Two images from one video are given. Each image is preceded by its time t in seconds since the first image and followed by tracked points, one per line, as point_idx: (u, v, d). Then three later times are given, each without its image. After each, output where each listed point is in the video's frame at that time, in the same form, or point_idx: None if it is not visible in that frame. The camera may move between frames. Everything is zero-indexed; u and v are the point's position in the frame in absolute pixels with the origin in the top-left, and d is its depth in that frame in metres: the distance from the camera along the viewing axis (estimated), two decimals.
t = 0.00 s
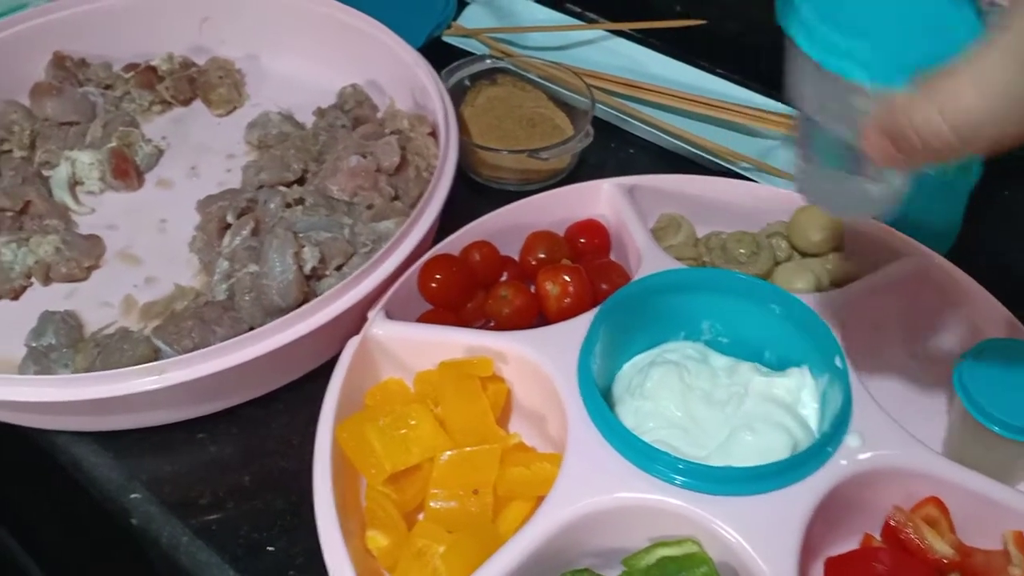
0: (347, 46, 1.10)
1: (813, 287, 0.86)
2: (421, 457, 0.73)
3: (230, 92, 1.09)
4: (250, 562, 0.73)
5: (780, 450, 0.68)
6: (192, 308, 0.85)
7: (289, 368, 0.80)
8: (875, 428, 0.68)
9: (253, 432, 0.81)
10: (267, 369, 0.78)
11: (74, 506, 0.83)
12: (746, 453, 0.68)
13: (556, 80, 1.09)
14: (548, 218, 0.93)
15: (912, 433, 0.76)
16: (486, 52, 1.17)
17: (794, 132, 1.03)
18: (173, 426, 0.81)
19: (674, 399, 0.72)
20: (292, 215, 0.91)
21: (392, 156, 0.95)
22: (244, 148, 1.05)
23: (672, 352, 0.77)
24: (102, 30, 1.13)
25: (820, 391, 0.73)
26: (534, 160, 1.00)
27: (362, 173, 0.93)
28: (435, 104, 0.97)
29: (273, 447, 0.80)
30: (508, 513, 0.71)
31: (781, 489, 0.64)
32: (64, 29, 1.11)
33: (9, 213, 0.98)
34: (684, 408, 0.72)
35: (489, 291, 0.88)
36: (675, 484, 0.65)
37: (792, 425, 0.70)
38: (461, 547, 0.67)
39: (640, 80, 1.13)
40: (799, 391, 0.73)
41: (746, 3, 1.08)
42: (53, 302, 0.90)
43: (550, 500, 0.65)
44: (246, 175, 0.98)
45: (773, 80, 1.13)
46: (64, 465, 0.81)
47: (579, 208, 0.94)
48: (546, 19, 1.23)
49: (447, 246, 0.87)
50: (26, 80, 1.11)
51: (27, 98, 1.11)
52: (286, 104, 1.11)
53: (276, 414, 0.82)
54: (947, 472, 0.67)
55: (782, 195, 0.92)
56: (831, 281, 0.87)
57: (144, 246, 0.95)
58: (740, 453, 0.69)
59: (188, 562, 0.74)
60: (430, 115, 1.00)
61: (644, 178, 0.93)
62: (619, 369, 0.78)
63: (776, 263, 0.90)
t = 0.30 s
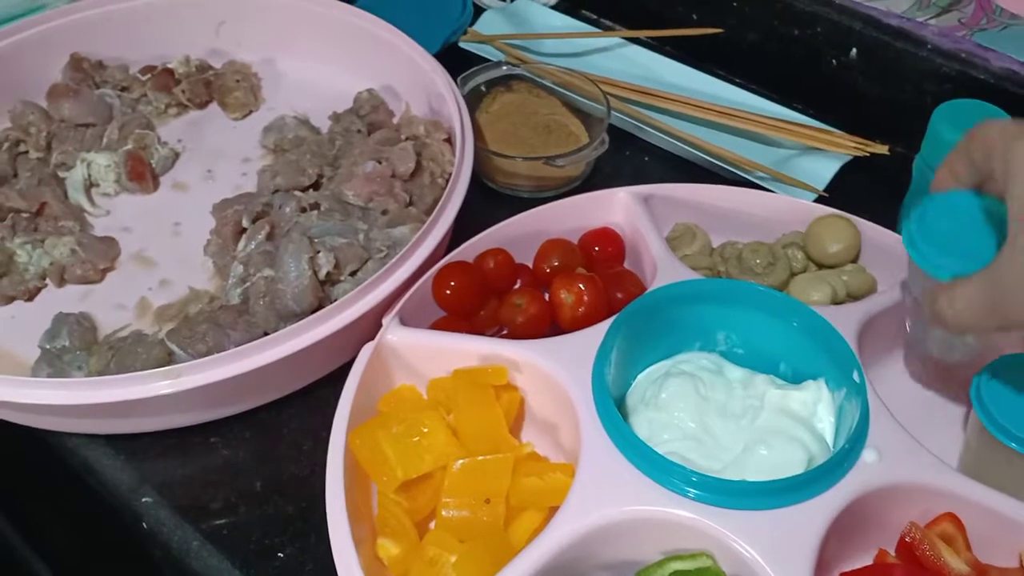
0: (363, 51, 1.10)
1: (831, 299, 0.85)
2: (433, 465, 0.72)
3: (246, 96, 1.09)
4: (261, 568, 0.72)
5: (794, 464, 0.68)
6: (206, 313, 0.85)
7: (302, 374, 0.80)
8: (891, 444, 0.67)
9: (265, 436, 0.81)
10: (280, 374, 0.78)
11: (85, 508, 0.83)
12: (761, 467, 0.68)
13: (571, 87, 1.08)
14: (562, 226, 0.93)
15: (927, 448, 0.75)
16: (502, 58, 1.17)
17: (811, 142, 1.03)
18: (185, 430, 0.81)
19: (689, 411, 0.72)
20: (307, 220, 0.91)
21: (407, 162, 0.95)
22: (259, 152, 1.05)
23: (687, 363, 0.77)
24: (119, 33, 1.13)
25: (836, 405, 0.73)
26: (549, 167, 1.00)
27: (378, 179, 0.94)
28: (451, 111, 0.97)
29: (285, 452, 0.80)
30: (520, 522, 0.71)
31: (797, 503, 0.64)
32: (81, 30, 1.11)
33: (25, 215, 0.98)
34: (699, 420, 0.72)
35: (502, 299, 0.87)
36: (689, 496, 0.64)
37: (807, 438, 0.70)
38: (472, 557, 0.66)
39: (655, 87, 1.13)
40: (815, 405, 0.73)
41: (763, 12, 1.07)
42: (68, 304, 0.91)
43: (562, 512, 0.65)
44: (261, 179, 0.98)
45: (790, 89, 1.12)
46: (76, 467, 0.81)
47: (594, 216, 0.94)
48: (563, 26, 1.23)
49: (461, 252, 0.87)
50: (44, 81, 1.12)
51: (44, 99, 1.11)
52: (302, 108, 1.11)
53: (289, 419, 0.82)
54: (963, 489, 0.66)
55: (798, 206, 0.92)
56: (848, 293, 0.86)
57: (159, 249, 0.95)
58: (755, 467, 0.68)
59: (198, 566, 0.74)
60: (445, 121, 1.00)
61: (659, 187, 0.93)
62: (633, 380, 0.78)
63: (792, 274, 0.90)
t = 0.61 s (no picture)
0: (368, 51, 1.09)
1: (837, 306, 0.84)
2: (433, 470, 0.72)
3: (250, 96, 1.09)
4: (259, 572, 0.72)
5: (798, 474, 0.67)
6: (207, 314, 0.85)
7: (303, 376, 0.80)
8: (896, 454, 0.67)
9: (265, 439, 0.81)
10: (281, 377, 0.78)
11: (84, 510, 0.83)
12: (764, 476, 0.67)
13: (576, 89, 1.08)
14: (567, 230, 0.92)
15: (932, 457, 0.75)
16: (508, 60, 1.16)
17: (818, 147, 1.02)
18: (185, 432, 0.81)
19: (692, 418, 0.71)
20: (309, 222, 0.91)
21: (410, 164, 0.94)
22: (263, 152, 1.05)
23: (690, 370, 0.76)
24: (124, 32, 1.13)
25: (840, 414, 0.72)
26: (553, 171, 0.99)
27: (381, 181, 0.93)
28: (456, 113, 0.96)
29: (286, 455, 0.79)
30: (520, 529, 0.71)
31: (800, 512, 0.63)
32: (86, 29, 1.11)
33: (27, 214, 0.98)
34: (702, 428, 0.71)
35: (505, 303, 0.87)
36: (691, 505, 0.64)
37: (811, 447, 0.69)
38: (472, 563, 0.66)
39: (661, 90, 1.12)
40: (820, 413, 0.72)
41: (771, 16, 1.07)
42: (69, 304, 0.90)
43: (563, 519, 0.64)
44: (264, 180, 0.98)
45: (797, 93, 1.12)
46: (76, 468, 0.80)
47: (598, 220, 0.93)
48: (570, 28, 1.22)
49: (464, 255, 0.87)
50: (48, 79, 1.12)
51: (48, 98, 1.11)
52: (306, 108, 1.11)
53: (289, 422, 0.82)
54: (969, 501, 0.66)
55: (805, 211, 0.91)
56: (854, 299, 0.85)
57: (162, 249, 0.95)
58: (758, 476, 0.68)
59: (197, 569, 0.73)
60: (450, 123, 1.00)
61: (664, 192, 0.92)
62: (636, 385, 0.77)
63: (797, 280, 0.89)
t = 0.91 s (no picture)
0: (365, 45, 1.09)
1: (833, 298, 0.84)
2: (429, 462, 0.72)
3: (246, 90, 1.09)
4: (256, 564, 0.72)
5: (793, 466, 0.67)
6: (204, 308, 0.85)
7: (299, 369, 0.80)
8: (892, 445, 0.67)
9: (262, 432, 0.81)
10: (278, 370, 0.78)
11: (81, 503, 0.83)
12: (758, 468, 0.68)
13: (573, 83, 1.08)
14: (564, 223, 0.92)
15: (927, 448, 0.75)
16: (505, 53, 1.16)
17: (814, 139, 1.02)
18: (182, 425, 0.81)
19: (687, 410, 0.71)
20: (306, 215, 0.91)
21: (407, 157, 0.94)
22: (259, 146, 1.05)
23: (685, 362, 0.76)
24: (121, 26, 1.13)
25: (836, 405, 0.72)
26: (549, 163, 1.00)
27: (377, 175, 0.93)
28: (453, 107, 0.96)
29: (282, 448, 0.79)
30: (516, 521, 0.71)
31: (794, 504, 0.63)
32: (83, 23, 1.11)
33: (24, 208, 0.98)
34: (697, 420, 0.71)
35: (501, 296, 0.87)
36: (686, 496, 0.64)
37: (806, 439, 0.69)
38: (467, 555, 0.66)
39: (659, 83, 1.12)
40: (815, 405, 0.72)
41: (769, 9, 1.07)
42: (66, 297, 0.90)
43: (558, 511, 0.64)
44: (261, 174, 0.98)
45: (794, 86, 1.12)
46: (73, 461, 0.81)
47: (595, 214, 0.93)
48: (567, 20, 1.22)
49: (461, 249, 0.87)
50: (44, 74, 1.11)
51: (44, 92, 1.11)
52: (303, 102, 1.11)
53: (286, 415, 0.82)
54: (965, 492, 0.66)
55: (801, 204, 0.91)
56: (850, 292, 0.85)
57: (159, 243, 0.95)
58: (752, 467, 0.68)
59: (194, 562, 0.74)
60: (446, 117, 1.00)
61: (660, 184, 0.92)
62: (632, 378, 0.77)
63: (794, 273, 0.89)
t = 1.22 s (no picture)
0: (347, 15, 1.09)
1: (811, 256, 0.85)
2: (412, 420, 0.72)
3: (228, 62, 1.09)
4: (241, 523, 0.73)
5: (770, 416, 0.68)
6: (186, 274, 0.85)
7: (281, 333, 0.80)
8: (869, 395, 0.67)
9: (246, 395, 0.81)
10: (260, 333, 0.78)
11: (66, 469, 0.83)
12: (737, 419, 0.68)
13: (553, 50, 1.07)
14: (546, 188, 0.93)
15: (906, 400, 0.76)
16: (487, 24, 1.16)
17: (795, 104, 1.03)
18: (165, 389, 0.81)
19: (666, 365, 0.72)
20: (287, 182, 0.91)
21: (388, 125, 0.94)
22: (241, 117, 1.05)
23: (665, 320, 0.76)
24: None
25: (813, 358, 0.72)
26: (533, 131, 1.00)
27: (358, 142, 0.93)
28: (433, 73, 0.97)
29: (266, 411, 0.80)
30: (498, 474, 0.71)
31: (768, 451, 0.64)
32: None
33: (6, 179, 0.98)
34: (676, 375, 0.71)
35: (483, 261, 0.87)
36: (667, 448, 0.64)
37: (783, 391, 0.70)
38: (449, 510, 0.68)
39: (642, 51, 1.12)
40: (792, 358, 0.72)
41: None
42: (49, 266, 0.90)
43: (538, 462, 0.65)
44: (243, 144, 0.98)
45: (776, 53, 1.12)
46: (57, 426, 0.81)
47: (577, 178, 0.93)
48: None
49: (443, 213, 0.87)
50: (26, 49, 1.12)
51: (25, 66, 1.11)
52: (285, 73, 1.11)
53: (269, 378, 0.82)
54: (941, 441, 0.67)
55: (780, 166, 0.92)
56: (828, 251, 0.86)
57: (141, 212, 0.95)
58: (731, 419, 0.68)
59: (178, 522, 0.74)
60: (427, 85, 1.00)
61: (641, 148, 0.92)
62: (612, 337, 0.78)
63: (774, 234, 0.89)
